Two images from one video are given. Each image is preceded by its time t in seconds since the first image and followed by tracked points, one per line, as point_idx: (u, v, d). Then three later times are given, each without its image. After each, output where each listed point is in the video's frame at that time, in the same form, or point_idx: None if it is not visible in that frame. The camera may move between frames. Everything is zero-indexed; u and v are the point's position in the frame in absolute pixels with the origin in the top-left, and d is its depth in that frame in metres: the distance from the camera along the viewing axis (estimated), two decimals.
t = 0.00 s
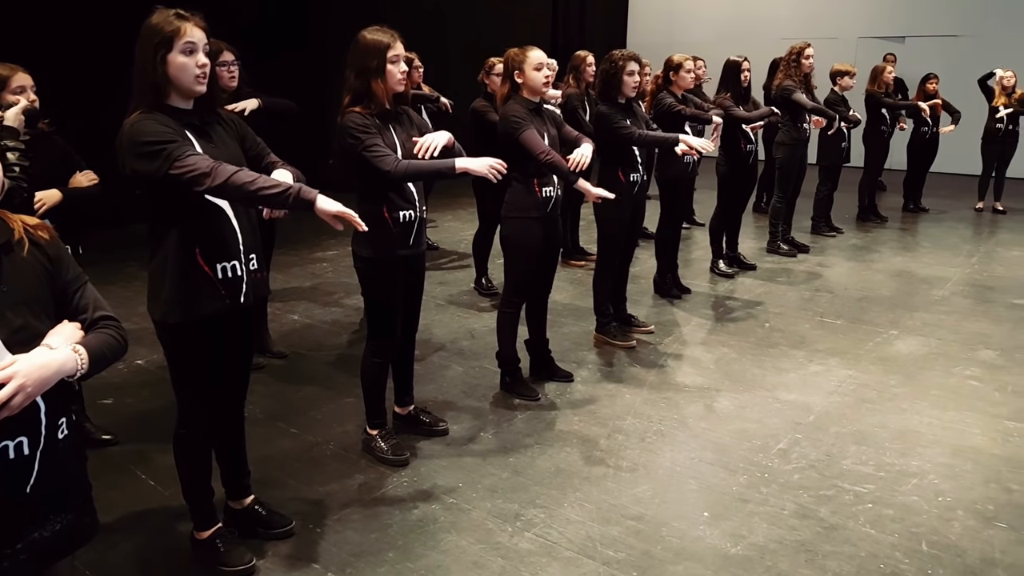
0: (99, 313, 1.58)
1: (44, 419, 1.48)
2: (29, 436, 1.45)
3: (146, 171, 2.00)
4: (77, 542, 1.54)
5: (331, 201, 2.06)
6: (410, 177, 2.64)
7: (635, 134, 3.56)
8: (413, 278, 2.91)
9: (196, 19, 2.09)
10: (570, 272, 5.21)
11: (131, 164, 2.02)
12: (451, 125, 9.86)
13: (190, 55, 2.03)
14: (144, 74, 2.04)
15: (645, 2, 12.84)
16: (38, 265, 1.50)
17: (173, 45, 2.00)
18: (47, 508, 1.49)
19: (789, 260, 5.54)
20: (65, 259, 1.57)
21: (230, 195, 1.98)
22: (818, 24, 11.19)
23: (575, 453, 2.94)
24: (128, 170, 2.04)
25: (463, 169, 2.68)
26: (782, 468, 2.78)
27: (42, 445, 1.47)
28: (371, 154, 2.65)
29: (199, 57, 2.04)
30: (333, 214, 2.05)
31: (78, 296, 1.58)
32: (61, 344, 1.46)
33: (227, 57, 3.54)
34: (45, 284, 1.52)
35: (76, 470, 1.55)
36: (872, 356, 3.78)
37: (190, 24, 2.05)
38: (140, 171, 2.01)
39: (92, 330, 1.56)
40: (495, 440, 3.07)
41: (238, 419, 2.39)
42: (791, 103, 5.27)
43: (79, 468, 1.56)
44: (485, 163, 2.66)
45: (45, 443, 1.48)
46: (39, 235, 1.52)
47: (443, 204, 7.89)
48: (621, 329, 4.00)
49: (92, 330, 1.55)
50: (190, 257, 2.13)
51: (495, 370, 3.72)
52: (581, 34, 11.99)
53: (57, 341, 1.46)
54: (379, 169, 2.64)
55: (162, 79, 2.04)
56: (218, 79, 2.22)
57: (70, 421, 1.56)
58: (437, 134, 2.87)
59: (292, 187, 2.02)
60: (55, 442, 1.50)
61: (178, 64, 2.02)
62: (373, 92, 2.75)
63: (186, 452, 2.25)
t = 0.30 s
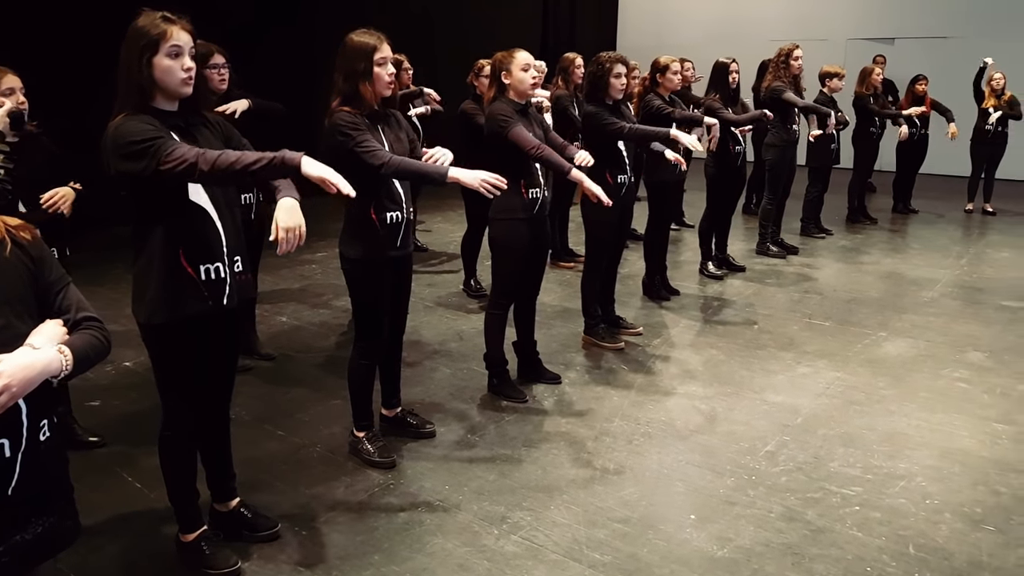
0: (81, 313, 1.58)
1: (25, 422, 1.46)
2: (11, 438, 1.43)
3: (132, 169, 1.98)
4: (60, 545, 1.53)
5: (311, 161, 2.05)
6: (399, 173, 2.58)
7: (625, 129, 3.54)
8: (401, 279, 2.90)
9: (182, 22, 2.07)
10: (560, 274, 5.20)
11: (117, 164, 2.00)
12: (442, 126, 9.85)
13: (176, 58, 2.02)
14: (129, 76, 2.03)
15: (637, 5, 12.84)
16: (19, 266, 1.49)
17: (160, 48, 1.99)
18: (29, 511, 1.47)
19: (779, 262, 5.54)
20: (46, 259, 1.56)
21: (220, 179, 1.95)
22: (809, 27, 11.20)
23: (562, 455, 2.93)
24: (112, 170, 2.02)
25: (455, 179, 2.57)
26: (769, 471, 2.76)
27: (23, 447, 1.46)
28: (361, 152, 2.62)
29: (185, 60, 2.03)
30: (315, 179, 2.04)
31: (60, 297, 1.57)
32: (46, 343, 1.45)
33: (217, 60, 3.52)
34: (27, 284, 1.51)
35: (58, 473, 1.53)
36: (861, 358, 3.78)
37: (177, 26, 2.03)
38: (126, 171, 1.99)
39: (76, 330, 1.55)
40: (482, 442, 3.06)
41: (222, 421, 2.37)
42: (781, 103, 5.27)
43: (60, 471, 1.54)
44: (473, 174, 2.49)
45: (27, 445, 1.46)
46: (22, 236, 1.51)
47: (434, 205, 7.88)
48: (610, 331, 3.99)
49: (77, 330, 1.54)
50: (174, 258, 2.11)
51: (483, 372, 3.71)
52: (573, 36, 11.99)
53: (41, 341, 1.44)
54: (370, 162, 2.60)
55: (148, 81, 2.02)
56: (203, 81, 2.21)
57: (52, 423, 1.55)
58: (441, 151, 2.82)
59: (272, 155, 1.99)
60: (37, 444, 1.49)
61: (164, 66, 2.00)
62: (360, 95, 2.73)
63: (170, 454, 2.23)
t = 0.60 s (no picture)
0: (72, 316, 1.58)
1: (11, 424, 1.45)
2: None
3: (120, 171, 1.97)
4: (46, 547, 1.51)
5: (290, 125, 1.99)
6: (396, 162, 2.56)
7: (618, 127, 3.50)
8: (393, 281, 2.88)
9: (174, 23, 2.06)
10: (554, 277, 5.18)
11: (105, 167, 1.99)
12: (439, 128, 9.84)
13: (167, 59, 2.00)
14: (120, 78, 2.02)
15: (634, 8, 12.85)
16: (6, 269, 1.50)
17: (150, 49, 1.97)
18: (13, 514, 1.46)
19: (774, 264, 5.53)
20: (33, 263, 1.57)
21: (208, 171, 1.91)
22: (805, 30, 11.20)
23: (554, 458, 2.91)
24: (101, 171, 2.01)
25: (453, 178, 2.58)
26: (762, 475, 2.75)
27: (10, 448, 1.44)
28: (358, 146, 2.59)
29: (176, 61, 2.01)
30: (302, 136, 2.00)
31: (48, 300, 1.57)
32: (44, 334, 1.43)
33: (214, 62, 3.49)
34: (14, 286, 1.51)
35: (44, 477, 1.52)
36: (855, 361, 3.76)
37: (168, 28, 2.01)
38: (114, 173, 1.98)
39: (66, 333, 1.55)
40: (474, 444, 3.05)
41: (211, 423, 2.35)
42: (775, 105, 5.26)
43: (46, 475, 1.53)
44: (473, 181, 2.54)
45: (13, 447, 1.45)
46: (9, 238, 1.51)
47: (429, 207, 7.87)
48: (603, 333, 3.98)
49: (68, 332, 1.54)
50: (162, 257, 2.10)
51: (475, 374, 3.70)
52: (569, 39, 11.99)
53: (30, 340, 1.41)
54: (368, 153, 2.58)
55: (138, 82, 2.01)
56: (195, 82, 2.19)
57: (38, 425, 1.53)
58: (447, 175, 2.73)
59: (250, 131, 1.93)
60: (23, 446, 1.47)
61: (154, 68, 1.99)
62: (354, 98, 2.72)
63: (160, 456, 2.22)
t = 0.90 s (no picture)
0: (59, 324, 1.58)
1: (5, 425, 1.44)
2: None
3: (112, 176, 1.96)
4: (39, 549, 1.50)
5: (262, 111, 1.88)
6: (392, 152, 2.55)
7: (612, 128, 3.48)
8: (389, 285, 2.87)
9: (169, 26, 2.06)
10: (552, 279, 5.17)
11: (97, 170, 1.98)
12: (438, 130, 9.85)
13: (161, 61, 1.99)
14: (115, 81, 2.02)
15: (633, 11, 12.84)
16: None
17: (144, 52, 1.97)
18: (7, 517, 1.45)
19: (772, 268, 5.51)
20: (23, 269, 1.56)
21: (194, 180, 1.87)
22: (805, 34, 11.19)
23: (550, 462, 2.90)
24: (94, 176, 2.00)
25: (452, 168, 2.54)
26: (758, 480, 2.73)
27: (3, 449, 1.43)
28: (357, 140, 2.58)
29: (170, 63, 2.01)
30: (278, 115, 1.88)
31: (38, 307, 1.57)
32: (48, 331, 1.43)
33: (213, 65, 3.47)
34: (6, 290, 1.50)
35: (38, 480, 1.51)
36: (853, 365, 3.75)
37: (162, 30, 2.01)
38: (106, 178, 1.98)
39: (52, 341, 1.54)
40: (470, 448, 3.04)
41: (206, 425, 2.35)
42: (773, 107, 5.25)
43: (40, 478, 1.52)
44: (471, 177, 2.51)
45: (6, 449, 1.44)
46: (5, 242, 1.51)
47: (427, 210, 7.87)
48: (600, 336, 3.97)
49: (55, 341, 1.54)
50: (155, 260, 2.09)
51: (472, 377, 3.68)
52: (569, 42, 11.99)
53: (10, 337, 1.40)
54: (366, 147, 2.57)
55: (133, 85, 2.00)
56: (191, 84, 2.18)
57: (31, 427, 1.52)
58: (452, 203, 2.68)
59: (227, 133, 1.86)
60: (17, 447, 1.46)
61: (148, 70, 1.98)
62: (350, 100, 2.70)
63: (153, 458, 2.21)
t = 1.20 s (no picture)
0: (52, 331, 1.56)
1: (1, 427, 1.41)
2: None
3: (108, 185, 1.96)
4: (35, 552, 1.48)
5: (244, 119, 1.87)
6: (391, 158, 2.56)
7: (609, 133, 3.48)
8: (389, 287, 2.86)
9: (169, 28, 2.06)
10: (553, 283, 5.17)
11: (95, 175, 1.98)
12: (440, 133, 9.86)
13: (161, 63, 1.99)
14: (114, 83, 2.02)
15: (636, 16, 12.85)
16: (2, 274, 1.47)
17: (144, 53, 1.97)
18: (4, 519, 1.44)
19: (774, 272, 5.49)
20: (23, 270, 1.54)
21: (181, 196, 1.85)
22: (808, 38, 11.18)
23: (549, 465, 2.89)
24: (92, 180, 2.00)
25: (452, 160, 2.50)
26: (758, 485, 2.71)
27: None
28: (357, 148, 2.58)
29: (170, 66, 2.00)
30: (258, 117, 1.85)
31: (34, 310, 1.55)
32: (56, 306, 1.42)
33: (217, 68, 3.46)
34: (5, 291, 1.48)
35: (36, 481, 1.50)
36: (854, 370, 3.73)
37: (162, 33, 2.01)
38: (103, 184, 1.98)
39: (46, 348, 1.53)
40: (469, 451, 3.03)
41: (205, 427, 2.34)
42: (774, 111, 5.27)
43: (38, 478, 1.51)
44: (471, 164, 2.51)
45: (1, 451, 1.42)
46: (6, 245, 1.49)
47: (430, 212, 7.87)
48: (600, 340, 3.96)
49: (48, 349, 1.53)
50: (153, 262, 2.09)
51: (471, 380, 3.68)
52: (571, 46, 12.01)
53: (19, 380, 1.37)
54: (365, 154, 2.57)
55: (132, 87, 2.00)
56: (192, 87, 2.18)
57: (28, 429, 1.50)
58: (464, 216, 2.73)
59: (212, 150, 1.85)
60: (13, 450, 1.44)
61: (147, 72, 1.98)
62: (351, 102, 2.70)
63: (151, 459, 2.21)
